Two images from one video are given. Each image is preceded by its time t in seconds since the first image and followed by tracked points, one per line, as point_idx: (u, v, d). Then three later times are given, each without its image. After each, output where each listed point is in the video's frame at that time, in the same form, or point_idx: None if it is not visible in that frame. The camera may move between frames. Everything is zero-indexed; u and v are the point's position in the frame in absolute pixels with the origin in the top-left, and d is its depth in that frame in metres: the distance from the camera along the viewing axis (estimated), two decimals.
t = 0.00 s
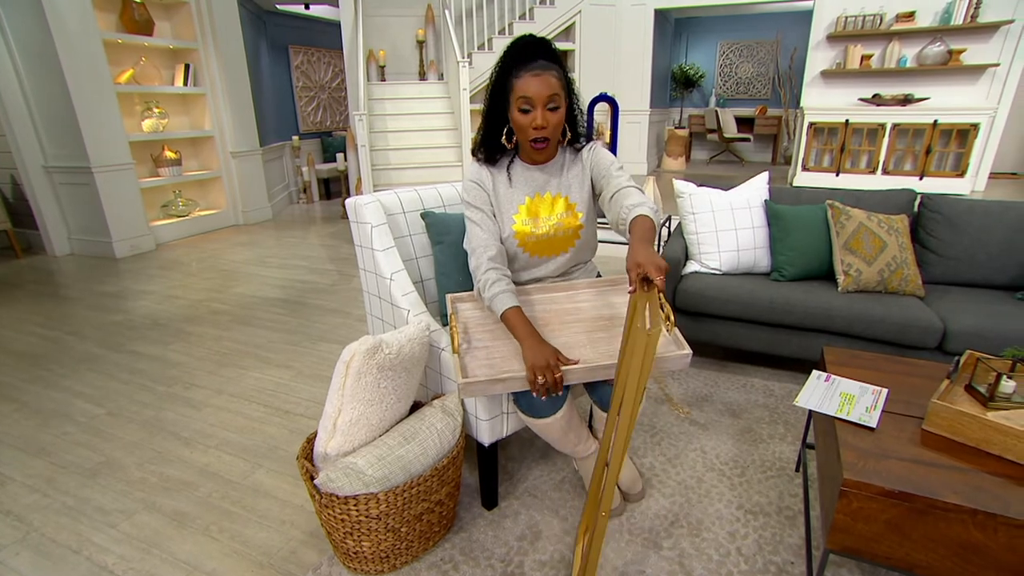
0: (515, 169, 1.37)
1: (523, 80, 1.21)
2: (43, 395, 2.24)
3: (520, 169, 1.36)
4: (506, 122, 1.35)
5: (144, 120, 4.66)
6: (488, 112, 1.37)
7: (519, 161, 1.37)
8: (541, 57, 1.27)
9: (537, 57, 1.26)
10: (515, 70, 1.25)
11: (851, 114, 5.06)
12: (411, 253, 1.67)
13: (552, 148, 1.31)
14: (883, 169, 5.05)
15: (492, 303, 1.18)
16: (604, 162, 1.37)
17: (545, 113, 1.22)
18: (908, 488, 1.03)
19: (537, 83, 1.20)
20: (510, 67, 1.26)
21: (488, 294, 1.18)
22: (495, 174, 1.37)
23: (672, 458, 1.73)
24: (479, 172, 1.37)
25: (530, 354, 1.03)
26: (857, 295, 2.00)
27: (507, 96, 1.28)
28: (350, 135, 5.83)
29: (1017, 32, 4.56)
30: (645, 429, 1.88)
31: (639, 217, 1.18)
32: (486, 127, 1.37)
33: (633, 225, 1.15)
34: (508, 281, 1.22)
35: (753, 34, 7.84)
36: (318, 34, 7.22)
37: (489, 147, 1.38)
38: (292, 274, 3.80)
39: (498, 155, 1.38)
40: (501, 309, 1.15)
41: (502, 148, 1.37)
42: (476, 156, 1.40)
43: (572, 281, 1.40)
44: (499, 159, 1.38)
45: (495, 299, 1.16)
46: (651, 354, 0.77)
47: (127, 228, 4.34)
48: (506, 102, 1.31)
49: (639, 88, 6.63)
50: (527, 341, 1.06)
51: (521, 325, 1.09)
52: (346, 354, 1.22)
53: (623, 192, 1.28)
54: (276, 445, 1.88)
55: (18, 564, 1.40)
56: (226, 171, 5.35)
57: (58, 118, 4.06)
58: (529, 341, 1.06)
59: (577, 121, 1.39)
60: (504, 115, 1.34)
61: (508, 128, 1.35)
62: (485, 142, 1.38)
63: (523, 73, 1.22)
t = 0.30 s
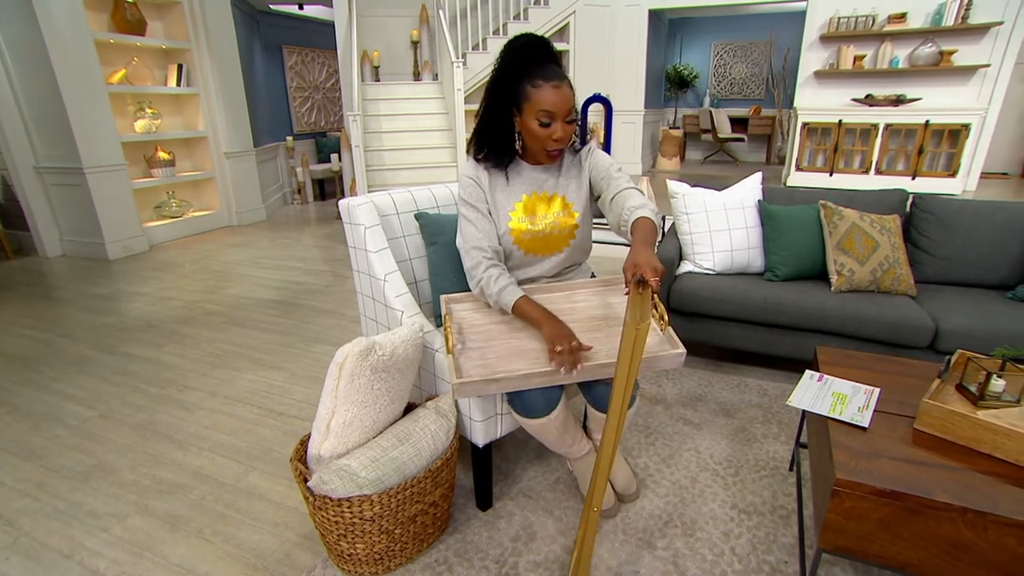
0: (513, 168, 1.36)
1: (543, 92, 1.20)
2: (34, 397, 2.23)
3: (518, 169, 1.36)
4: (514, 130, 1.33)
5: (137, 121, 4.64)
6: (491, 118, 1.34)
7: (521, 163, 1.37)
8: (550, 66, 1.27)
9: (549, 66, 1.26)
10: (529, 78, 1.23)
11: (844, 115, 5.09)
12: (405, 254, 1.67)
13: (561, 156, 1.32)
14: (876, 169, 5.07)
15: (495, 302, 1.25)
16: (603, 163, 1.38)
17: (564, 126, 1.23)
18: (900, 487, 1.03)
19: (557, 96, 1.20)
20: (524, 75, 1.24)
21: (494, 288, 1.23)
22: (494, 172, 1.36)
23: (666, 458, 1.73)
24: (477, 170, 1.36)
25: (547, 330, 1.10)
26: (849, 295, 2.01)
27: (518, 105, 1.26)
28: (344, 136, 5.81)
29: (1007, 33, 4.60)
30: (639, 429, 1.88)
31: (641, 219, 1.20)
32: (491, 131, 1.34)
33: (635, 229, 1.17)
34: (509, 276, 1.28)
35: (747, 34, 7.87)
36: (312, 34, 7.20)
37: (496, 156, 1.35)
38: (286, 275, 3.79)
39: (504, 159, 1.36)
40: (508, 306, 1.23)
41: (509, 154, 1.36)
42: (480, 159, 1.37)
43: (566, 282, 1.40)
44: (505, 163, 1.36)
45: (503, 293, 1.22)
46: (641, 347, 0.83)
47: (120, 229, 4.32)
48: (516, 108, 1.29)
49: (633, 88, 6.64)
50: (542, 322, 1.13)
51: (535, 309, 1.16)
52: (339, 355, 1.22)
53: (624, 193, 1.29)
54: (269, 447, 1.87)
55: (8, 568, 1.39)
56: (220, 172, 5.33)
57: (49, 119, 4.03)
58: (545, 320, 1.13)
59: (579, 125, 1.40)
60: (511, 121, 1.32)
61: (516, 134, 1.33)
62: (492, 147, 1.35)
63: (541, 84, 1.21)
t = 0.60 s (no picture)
0: (509, 170, 1.36)
1: (540, 98, 1.20)
2: (21, 401, 2.20)
3: (513, 171, 1.37)
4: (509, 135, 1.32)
5: (126, 121, 4.60)
6: (485, 122, 1.32)
7: (517, 165, 1.37)
8: (546, 70, 1.26)
9: (545, 71, 1.25)
10: (526, 84, 1.22)
11: (834, 115, 5.12)
12: (396, 255, 1.66)
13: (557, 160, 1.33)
14: (866, 168, 5.11)
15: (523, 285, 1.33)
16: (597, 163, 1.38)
17: (562, 132, 1.23)
18: (890, 485, 1.04)
19: (555, 103, 1.20)
20: (520, 80, 1.23)
21: (522, 266, 1.29)
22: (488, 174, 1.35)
23: (658, 458, 1.73)
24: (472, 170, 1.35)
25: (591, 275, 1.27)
26: (840, 294, 2.03)
27: (515, 111, 1.26)
28: (336, 136, 5.78)
29: (993, 35, 4.65)
30: (631, 428, 1.88)
31: (637, 215, 1.20)
32: (485, 134, 1.33)
33: (633, 225, 1.18)
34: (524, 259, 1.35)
35: (738, 35, 7.91)
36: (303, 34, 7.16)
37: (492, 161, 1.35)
38: (278, 277, 3.76)
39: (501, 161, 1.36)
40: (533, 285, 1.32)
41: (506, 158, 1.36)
42: (474, 162, 1.36)
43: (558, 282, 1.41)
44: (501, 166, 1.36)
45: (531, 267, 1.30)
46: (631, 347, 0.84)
47: (109, 231, 4.28)
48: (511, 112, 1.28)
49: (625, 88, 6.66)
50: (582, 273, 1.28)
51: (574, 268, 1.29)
52: (330, 357, 1.22)
53: (619, 190, 1.30)
54: (261, 449, 1.86)
55: None
56: (210, 173, 5.29)
57: (37, 119, 3.98)
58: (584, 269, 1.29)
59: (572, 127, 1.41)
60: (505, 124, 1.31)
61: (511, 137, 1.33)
62: (486, 150, 1.34)
63: (538, 90, 1.21)
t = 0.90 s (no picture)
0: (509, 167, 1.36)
1: (527, 89, 1.21)
2: (7, 405, 2.17)
3: (513, 168, 1.36)
4: (500, 129, 1.31)
5: (114, 122, 4.55)
6: (474, 118, 1.31)
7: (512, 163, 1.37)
8: (532, 63, 1.27)
9: (532, 63, 1.26)
10: (513, 76, 1.23)
11: (823, 115, 5.17)
12: (387, 256, 1.66)
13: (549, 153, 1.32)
14: (855, 168, 5.15)
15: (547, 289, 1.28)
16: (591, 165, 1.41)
17: (551, 122, 1.24)
18: (879, 482, 1.05)
19: (542, 93, 1.21)
20: (506, 72, 1.24)
21: (552, 268, 1.26)
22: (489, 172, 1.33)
23: (651, 457, 1.74)
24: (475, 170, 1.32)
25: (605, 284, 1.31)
26: (830, 293, 2.04)
27: (503, 104, 1.26)
28: (327, 137, 5.76)
29: (978, 37, 4.72)
30: (623, 428, 1.89)
31: (622, 215, 1.23)
32: (476, 129, 1.32)
33: (617, 225, 1.20)
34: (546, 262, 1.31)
35: (728, 35, 7.96)
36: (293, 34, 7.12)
37: (483, 155, 1.33)
38: (269, 278, 3.74)
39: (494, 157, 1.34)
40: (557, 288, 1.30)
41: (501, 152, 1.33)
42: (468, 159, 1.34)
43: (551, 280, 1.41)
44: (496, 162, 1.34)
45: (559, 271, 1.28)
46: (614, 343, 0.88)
47: (97, 233, 4.23)
48: (501, 106, 1.27)
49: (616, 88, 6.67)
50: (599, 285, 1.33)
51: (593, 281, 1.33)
52: (321, 358, 1.21)
53: (607, 192, 1.33)
54: (252, 451, 1.85)
55: None
56: (200, 174, 5.25)
57: (23, 120, 3.93)
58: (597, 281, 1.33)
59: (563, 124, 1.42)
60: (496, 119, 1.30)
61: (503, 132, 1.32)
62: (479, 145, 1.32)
63: (525, 81, 1.22)
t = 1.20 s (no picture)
0: (503, 164, 1.36)
1: (517, 78, 1.22)
2: None
3: (507, 166, 1.36)
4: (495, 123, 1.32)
5: (101, 122, 4.50)
6: (473, 112, 1.34)
7: (507, 159, 1.36)
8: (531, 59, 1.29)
9: (528, 58, 1.28)
10: (507, 67, 1.25)
11: (813, 115, 5.21)
12: (379, 256, 1.65)
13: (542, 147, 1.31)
14: (844, 168, 5.20)
15: (534, 283, 1.26)
16: (587, 165, 1.39)
17: (540, 111, 1.24)
18: (868, 478, 1.06)
19: (532, 82, 1.22)
20: (501, 64, 1.27)
21: (538, 260, 1.25)
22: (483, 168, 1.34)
23: (643, 456, 1.74)
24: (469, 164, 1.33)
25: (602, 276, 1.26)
26: (820, 292, 2.06)
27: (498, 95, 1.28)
28: (318, 137, 5.73)
29: (963, 38, 4.77)
30: (616, 427, 1.89)
31: (625, 214, 1.23)
32: (473, 123, 1.35)
33: (620, 224, 1.20)
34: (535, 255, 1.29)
35: (718, 36, 8.01)
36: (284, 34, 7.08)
37: (478, 149, 1.35)
38: (260, 279, 3.72)
39: (488, 150, 1.35)
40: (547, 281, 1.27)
41: (493, 145, 1.35)
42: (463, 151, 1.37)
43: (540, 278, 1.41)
44: (490, 155, 1.35)
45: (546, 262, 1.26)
46: (621, 346, 0.86)
47: (85, 234, 4.19)
48: (496, 100, 1.29)
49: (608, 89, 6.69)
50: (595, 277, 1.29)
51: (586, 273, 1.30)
52: (312, 359, 1.21)
53: (608, 191, 1.32)
54: (244, 454, 1.83)
55: None
56: (190, 175, 5.21)
57: (8, 121, 3.88)
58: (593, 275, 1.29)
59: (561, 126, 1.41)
60: (492, 113, 1.32)
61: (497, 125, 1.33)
62: (473, 138, 1.35)
63: (518, 71, 1.24)
